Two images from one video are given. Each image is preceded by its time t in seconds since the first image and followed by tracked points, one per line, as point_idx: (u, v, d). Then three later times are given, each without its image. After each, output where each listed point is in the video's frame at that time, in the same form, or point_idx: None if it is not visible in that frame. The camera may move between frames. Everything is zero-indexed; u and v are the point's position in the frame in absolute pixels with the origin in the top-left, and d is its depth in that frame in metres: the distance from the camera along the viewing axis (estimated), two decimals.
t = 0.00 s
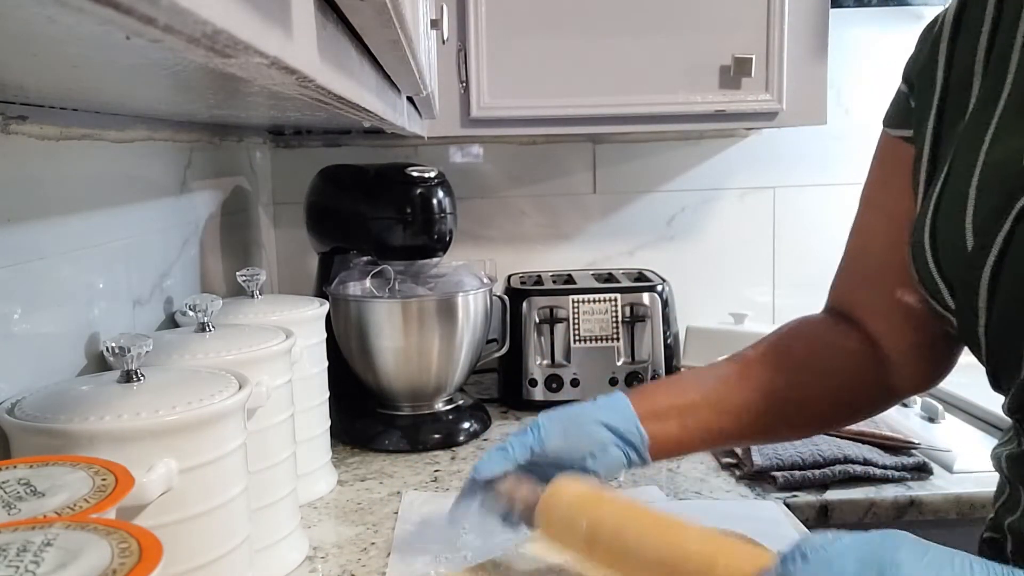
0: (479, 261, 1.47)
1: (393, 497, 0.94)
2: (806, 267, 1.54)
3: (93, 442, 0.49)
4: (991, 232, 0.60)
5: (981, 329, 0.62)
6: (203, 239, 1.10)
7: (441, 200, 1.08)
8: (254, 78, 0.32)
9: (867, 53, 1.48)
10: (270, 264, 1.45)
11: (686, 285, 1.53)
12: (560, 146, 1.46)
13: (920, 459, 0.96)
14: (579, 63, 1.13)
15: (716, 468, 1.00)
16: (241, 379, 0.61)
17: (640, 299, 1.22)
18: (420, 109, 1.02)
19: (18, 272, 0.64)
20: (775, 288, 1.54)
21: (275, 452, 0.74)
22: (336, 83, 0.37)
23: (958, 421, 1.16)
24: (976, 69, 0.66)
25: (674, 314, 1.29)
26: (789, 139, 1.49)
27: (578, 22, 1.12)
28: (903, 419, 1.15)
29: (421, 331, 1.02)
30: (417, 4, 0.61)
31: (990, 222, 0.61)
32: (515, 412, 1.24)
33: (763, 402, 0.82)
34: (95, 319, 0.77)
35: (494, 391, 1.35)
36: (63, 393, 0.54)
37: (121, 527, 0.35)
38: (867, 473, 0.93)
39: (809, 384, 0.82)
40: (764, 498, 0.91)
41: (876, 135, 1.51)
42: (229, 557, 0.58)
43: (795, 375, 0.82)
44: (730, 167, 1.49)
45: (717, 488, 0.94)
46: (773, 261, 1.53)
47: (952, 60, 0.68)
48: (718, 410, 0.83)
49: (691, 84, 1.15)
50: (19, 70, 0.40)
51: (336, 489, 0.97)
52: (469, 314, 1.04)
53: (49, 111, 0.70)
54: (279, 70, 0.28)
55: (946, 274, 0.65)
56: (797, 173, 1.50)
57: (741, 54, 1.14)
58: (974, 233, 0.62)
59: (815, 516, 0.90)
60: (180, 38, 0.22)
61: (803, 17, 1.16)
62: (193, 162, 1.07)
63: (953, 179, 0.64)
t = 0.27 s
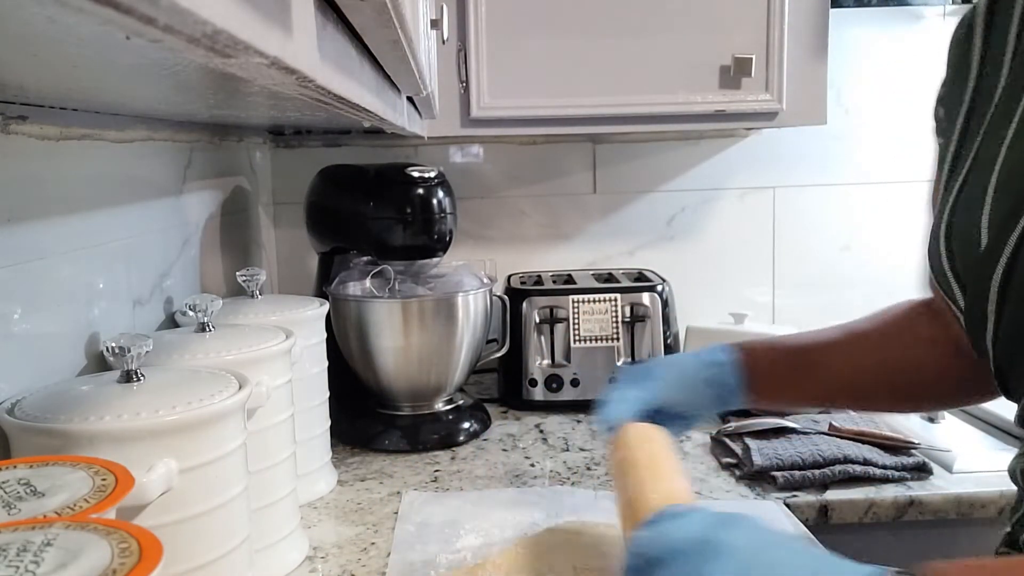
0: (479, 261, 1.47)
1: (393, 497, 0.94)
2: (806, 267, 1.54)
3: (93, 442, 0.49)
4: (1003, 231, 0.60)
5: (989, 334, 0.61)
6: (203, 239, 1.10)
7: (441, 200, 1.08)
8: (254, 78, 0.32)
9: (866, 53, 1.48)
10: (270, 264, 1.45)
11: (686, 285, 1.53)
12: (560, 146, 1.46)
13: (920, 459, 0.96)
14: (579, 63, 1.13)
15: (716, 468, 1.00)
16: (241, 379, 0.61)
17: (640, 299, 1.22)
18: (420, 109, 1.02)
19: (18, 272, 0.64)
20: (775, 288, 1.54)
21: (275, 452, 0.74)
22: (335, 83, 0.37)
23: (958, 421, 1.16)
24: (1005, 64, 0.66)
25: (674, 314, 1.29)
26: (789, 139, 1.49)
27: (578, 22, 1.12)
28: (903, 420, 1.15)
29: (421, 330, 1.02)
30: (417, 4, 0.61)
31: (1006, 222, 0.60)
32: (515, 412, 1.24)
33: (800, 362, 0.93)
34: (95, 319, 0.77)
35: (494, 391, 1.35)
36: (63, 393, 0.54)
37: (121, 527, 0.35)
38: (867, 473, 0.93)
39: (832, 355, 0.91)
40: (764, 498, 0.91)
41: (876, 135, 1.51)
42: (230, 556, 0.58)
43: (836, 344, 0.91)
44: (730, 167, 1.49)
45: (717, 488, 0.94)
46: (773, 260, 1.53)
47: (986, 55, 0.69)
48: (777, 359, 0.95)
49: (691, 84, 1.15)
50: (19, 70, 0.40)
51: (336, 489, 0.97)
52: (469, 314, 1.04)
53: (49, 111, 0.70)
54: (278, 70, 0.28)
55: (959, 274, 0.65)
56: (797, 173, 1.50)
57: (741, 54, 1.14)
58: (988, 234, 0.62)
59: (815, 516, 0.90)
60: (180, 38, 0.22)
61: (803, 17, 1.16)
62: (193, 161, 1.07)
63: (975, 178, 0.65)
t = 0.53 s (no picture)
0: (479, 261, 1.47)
1: (393, 497, 0.94)
2: (806, 267, 1.54)
3: (93, 442, 0.49)
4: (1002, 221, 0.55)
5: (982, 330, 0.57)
6: (203, 239, 1.10)
7: (441, 200, 1.08)
8: (254, 78, 0.32)
9: (866, 53, 1.48)
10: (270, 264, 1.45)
11: (686, 284, 1.53)
12: (560, 146, 1.46)
13: (920, 459, 0.97)
14: (579, 63, 1.13)
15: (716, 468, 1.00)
16: (241, 379, 0.61)
17: (640, 299, 1.22)
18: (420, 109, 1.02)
19: (17, 272, 0.64)
20: (775, 288, 1.54)
21: (275, 452, 0.74)
22: (335, 82, 0.37)
23: (958, 421, 1.16)
24: None
25: (673, 314, 1.29)
26: (788, 139, 1.49)
27: (578, 22, 1.12)
28: (903, 420, 1.15)
29: (421, 330, 1.02)
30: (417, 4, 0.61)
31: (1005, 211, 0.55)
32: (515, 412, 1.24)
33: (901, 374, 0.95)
34: (95, 319, 0.77)
35: (494, 391, 1.35)
36: (64, 393, 0.54)
37: (121, 527, 0.35)
38: (867, 473, 0.93)
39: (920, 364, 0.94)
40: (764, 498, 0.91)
41: (876, 134, 1.51)
42: (229, 557, 0.58)
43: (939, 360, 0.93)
44: (730, 167, 1.49)
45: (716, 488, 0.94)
46: (773, 260, 1.53)
47: None
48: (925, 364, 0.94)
49: (690, 84, 1.15)
50: (18, 69, 0.40)
51: (336, 489, 0.97)
52: (469, 314, 1.04)
53: (49, 111, 0.70)
54: (278, 70, 0.28)
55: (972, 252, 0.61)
56: (797, 173, 1.50)
57: (741, 54, 1.14)
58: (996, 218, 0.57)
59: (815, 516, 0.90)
60: (180, 37, 0.22)
61: (803, 17, 1.16)
62: (193, 161, 1.07)
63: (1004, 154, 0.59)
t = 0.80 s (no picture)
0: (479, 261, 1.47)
1: (393, 497, 0.94)
2: (807, 267, 1.54)
3: (93, 442, 0.49)
4: None
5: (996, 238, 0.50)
6: (203, 239, 1.10)
7: (441, 200, 1.08)
8: (254, 78, 0.32)
9: (867, 53, 1.48)
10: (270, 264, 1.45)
11: (686, 285, 1.53)
12: (560, 146, 1.46)
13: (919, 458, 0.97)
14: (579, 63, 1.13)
15: (716, 468, 1.00)
16: (241, 379, 0.61)
17: (640, 299, 1.22)
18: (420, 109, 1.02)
19: (17, 272, 0.64)
20: (775, 288, 1.54)
21: (275, 452, 0.74)
22: (336, 83, 0.37)
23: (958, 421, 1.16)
24: None
25: (673, 314, 1.29)
26: (788, 139, 1.49)
27: (578, 21, 1.12)
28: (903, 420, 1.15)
29: (421, 330, 1.02)
30: (417, 4, 0.61)
31: None
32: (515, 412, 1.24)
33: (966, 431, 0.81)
34: (95, 319, 0.76)
35: (494, 391, 1.35)
36: (64, 393, 0.54)
37: (121, 528, 0.35)
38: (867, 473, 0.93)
39: None
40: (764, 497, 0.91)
41: (876, 134, 1.51)
42: (229, 557, 0.58)
43: None
44: (730, 167, 1.49)
45: (717, 488, 0.94)
46: (773, 260, 1.53)
47: None
48: None
49: (691, 84, 1.15)
50: (18, 69, 0.40)
51: (336, 489, 0.97)
52: (469, 314, 1.04)
53: (49, 112, 0.70)
54: (278, 70, 0.28)
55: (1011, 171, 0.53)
56: (798, 173, 1.50)
57: (742, 54, 1.14)
58: None
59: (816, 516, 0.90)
60: (180, 38, 0.22)
61: (803, 17, 1.16)
62: (193, 161, 1.07)
63: None
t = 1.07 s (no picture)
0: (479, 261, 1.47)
1: (393, 497, 0.94)
2: (807, 267, 1.53)
3: (93, 442, 0.49)
4: None
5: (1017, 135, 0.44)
6: (203, 239, 1.10)
7: (441, 200, 1.08)
8: (254, 78, 0.32)
9: (866, 53, 1.48)
10: (270, 264, 1.45)
11: (686, 285, 1.53)
12: (560, 146, 1.46)
13: (919, 459, 0.96)
14: (579, 63, 1.13)
15: (716, 468, 1.00)
16: (241, 379, 0.61)
17: (640, 299, 1.22)
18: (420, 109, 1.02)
19: (17, 272, 0.64)
20: (775, 288, 1.54)
21: (275, 452, 0.74)
22: (336, 83, 0.37)
23: (958, 421, 1.16)
24: None
25: (673, 314, 1.28)
26: (789, 139, 1.49)
27: (578, 21, 1.12)
28: (903, 420, 1.15)
29: (421, 330, 1.02)
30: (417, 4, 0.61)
31: None
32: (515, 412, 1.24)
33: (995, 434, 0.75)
34: (96, 319, 0.76)
35: (494, 391, 1.35)
36: (64, 393, 0.54)
37: (121, 528, 0.35)
38: (867, 473, 0.93)
39: None
40: (764, 498, 0.91)
41: (876, 135, 1.51)
42: (229, 557, 0.58)
43: None
44: (730, 167, 1.49)
45: (717, 488, 0.94)
46: (773, 261, 1.53)
47: None
48: None
49: (691, 84, 1.15)
50: (18, 69, 0.40)
51: (336, 489, 0.97)
52: (469, 314, 1.04)
53: (49, 111, 0.70)
54: (278, 70, 0.28)
55: None
56: (797, 173, 1.50)
57: (741, 54, 1.14)
58: None
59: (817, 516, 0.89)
60: (180, 37, 0.22)
61: (803, 17, 1.16)
62: (193, 161, 1.07)
63: None
